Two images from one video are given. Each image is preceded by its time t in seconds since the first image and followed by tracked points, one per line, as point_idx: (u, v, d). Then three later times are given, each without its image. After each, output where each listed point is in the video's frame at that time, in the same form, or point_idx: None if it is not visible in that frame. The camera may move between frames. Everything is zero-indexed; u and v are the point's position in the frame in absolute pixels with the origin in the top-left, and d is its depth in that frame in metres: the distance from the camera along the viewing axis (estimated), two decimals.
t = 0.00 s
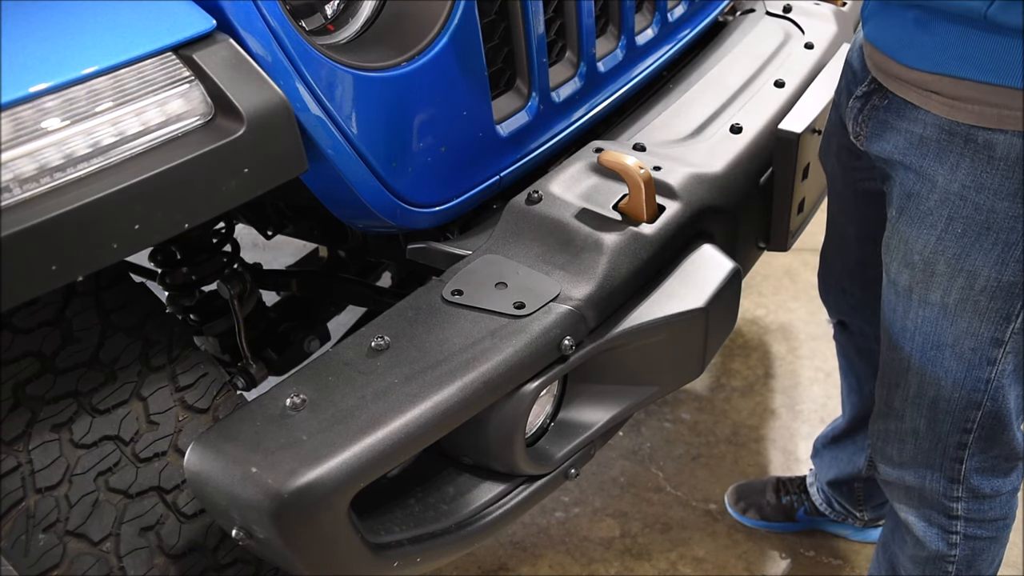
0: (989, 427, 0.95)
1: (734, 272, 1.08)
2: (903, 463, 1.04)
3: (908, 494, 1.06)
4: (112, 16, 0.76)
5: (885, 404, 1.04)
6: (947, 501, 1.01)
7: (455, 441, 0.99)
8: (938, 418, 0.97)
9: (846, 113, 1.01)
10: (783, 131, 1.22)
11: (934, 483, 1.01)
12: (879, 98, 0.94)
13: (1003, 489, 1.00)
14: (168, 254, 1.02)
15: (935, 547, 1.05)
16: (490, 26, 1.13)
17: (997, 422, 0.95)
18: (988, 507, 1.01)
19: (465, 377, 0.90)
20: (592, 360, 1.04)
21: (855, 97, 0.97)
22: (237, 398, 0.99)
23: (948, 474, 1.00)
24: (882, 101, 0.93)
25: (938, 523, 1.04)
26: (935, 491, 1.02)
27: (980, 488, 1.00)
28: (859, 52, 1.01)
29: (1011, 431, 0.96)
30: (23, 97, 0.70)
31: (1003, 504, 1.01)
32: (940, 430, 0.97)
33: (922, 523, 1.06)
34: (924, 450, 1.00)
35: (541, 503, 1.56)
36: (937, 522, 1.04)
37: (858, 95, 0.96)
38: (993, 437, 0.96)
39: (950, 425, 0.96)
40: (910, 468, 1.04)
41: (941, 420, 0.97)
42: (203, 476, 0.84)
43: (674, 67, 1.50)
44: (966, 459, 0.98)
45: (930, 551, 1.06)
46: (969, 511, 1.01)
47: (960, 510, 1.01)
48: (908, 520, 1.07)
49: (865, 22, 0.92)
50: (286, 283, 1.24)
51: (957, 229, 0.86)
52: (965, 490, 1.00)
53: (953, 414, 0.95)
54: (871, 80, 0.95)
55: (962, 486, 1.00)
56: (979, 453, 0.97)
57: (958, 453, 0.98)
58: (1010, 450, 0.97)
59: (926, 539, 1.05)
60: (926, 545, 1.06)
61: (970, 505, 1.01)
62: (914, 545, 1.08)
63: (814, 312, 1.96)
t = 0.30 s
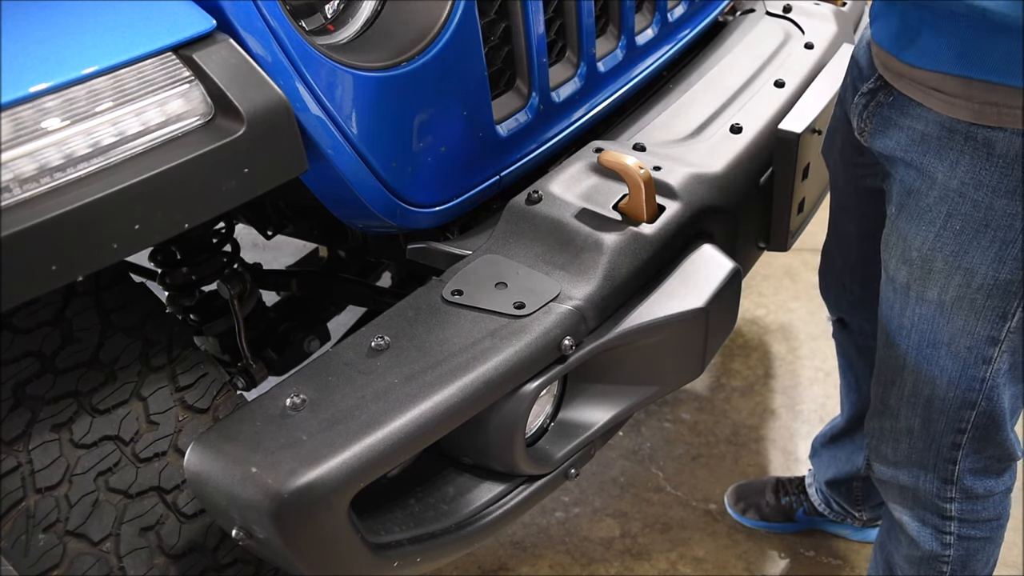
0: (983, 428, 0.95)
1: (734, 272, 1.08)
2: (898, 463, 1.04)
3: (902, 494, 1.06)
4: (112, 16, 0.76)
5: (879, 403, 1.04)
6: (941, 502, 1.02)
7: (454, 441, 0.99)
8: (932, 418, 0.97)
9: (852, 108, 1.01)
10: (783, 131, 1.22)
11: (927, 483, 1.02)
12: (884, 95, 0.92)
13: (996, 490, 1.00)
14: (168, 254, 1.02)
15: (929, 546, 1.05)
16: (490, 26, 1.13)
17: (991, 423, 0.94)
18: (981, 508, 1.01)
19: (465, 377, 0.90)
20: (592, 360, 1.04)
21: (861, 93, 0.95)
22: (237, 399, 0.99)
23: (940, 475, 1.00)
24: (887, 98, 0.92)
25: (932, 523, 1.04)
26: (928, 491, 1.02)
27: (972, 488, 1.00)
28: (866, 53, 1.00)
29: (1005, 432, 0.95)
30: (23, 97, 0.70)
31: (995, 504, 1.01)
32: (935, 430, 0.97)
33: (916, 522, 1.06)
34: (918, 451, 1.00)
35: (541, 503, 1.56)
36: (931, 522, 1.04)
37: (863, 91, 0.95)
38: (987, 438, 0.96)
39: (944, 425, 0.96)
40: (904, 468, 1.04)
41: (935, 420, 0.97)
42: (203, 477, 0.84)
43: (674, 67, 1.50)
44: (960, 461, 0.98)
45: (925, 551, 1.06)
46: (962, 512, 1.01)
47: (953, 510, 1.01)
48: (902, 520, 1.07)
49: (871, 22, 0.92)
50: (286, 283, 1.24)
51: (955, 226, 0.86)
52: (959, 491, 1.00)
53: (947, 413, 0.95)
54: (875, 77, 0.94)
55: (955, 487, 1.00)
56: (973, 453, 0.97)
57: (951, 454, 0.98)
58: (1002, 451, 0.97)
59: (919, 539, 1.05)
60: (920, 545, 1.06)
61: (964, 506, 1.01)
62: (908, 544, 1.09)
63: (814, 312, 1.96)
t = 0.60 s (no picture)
0: (991, 424, 0.95)
1: (734, 272, 1.08)
2: (905, 460, 1.04)
3: (908, 492, 1.06)
4: (112, 16, 0.76)
5: (892, 399, 1.04)
6: (947, 501, 1.01)
7: (454, 441, 0.99)
8: (940, 415, 0.97)
9: (868, 101, 1.00)
10: (783, 131, 1.22)
11: (934, 481, 1.01)
12: (903, 88, 0.93)
13: (1002, 489, 1.00)
14: (168, 254, 1.02)
15: (934, 546, 1.04)
16: (490, 26, 1.13)
17: (1000, 419, 0.95)
18: (988, 507, 1.01)
19: (465, 377, 0.90)
20: (592, 360, 1.04)
21: (878, 86, 0.96)
22: (237, 399, 0.99)
23: (948, 474, 1.00)
24: (905, 91, 0.92)
25: (937, 523, 1.03)
26: (935, 490, 1.02)
27: (979, 487, 0.99)
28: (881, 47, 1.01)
29: (1012, 429, 0.96)
30: (23, 97, 0.70)
31: (1001, 503, 1.01)
32: (942, 427, 0.97)
33: (921, 522, 1.05)
34: (927, 447, 1.00)
35: (540, 503, 1.56)
36: (937, 522, 1.03)
37: (881, 84, 0.95)
38: (994, 436, 0.96)
39: (953, 422, 0.96)
40: (912, 465, 1.03)
41: (943, 417, 0.97)
42: (203, 477, 0.84)
43: (674, 67, 1.50)
44: (969, 457, 0.98)
45: (929, 551, 1.05)
46: (969, 512, 1.01)
47: (960, 510, 1.01)
48: (907, 518, 1.07)
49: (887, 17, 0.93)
50: (286, 283, 1.24)
51: (966, 219, 0.86)
52: (966, 490, 1.00)
53: (956, 410, 0.95)
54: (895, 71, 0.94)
55: (962, 486, 0.99)
56: (980, 452, 0.97)
57: (959, 452, 0.97)
58: (1010, 449, 0.97)
59: (925, 538, 1.05)
60: (924, 544, 1.05)
61: (970, 505, 1.01)
62: (912, 544, 1.08)
63: (814, 312, 1.96)
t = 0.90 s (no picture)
0: (956, 401, 0.91)
1: (734, 272, 1.08)
2: (869, 442, 0.99)
3: (873, 476, 1.00)
4: (112, 16, 0.76)
5: (858, 372, 0.99)
6: (909, 482, 0.96)
7: (454, 441, 0.99)
8: (907, 392, 0.91)
9: (860, 94, 0.98)
10: (783, 131, 1.21)
11: (894, 464, 0.97)
12: (896, 78, 0.90)
13: (962, 464, 0.95)
14: (168, 254, 1.02)
15: (905, 528, 0.99)
16: (490, 26, 1.13)
17: (966, 397, 0.91)
18: (950, 484, 0.96)
19: (465, 377, 0.90)
20: (592, 360, 1.04)
21: (870, 79, 0.94)
22: (237, 398, 0.99)
23: (908, 455, 0.95)
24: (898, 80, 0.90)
25: (903, 504, 0.98)
26: (896, 471, 0.97)
27: (938, 466, 0.94)
28: (864, 39, 1.01)
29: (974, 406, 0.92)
30: (23, 97, 0.70)
31: (964, 479, 0.96)
32: (907, 405, 0.92)
33: (889, 504, 1.00)
34: (889, 428, 0.95)
35: (541, 503, 1.56)
36: (903, 504, 0.98)
37: (874, 75, 0.93)
38: (956, 414, 0.92)
39: (917, 400, 0.91)
40: (875, 448, 0.98)
41: (909, 394, 0.91)
42: (203, 477, 0.84)
43: (674, 67, 1.50)
44: (927, 437, 0.93)
45: (902, 533, 1.00)
46: (932, 491, 0.96)
47: (923, 490, 0.96)
48: (876, 502, 1.02)
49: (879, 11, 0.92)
50: (286, 283, 1.24)
51: (960, 191, 0.83)
52: (926, 470, 0.95)
53: (924, 386, 0.90)
54: (886, 63, 0.93)
55: (922, 466, 0.95)
56: (940, 431, 0.93)
57: (921, 431, 0.92)
58: (968, 426, 0.93)
59: (895, 520, 1.00)
60: (896, 527, 1.00)
61: (932, 484, 0.95)
62: (884, 528, 1.03)
63: (814, 312, 1.96)
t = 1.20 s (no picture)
0: (936, 382, 0.86)
1: (733, 272, 1.08)
2: (846, 420, 0.94)
3: (845, 455, 0.96)
4: (113, 16, 0.76)
5: (841, 346, 0.95)
6: (879, 468, 0.92)
7: (454, 441, 0.99)
8: (890, 364, 0.88)
9: (862, 83, 0.99)
10: (783, 131, 1.20)
11: (869, 444, 0.92)
12: (896, 68, 0.91)
13: (936, 461, 0.91)
14: (168, 254, 1.02)
15: (866, 519, 0.95)
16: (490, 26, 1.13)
17: (947, 380, 0.86)
18: (919, 480, 0.91)
19: (465, 377, 0.90)
20: (591, 360, 1.04)
21: (872, 70, 0.95)
22: (237, 398, 0.99)
23: (884, 437, 0.90)
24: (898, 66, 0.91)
25: (870, 492, 0.94)
26: (868, 453, 0.92)
27: (910, 457, 0.90)
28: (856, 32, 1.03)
29: (955, 394, 0.87)
30: (23, 97, 0.70)
31: (933, 478, 0.92)
32: (888, 378, 0.88)
33: (855, 491, 0.95)
34: (870, 401, 0.91)
35: (541, 503, 1.56)
36: (871, 492, 0.94)
37: (874, 66, 0.95)
38: (936, 401, 0.88)
39: (900, 373, 0.87)
40: (851, 424, 0.94)
41: (892, 367, 0.88)
42: (202, 477, 0.84)
43: (674, 67, 1.50)
44: (905, 420, 0.89)
45: (863, 526, 0.95)
46: (901, 483, 0.91)
47: (891, 480, 0.91)
48: (843, 486, 0.97)
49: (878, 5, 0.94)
50: (286, 283, 1.24)
51: (965, 160, 0.82)
52: (898, 458, 0.90)
53: (905, 359, 0.87)
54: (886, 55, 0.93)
55: (895, 452, 0.90)
56: (919, 417, 0.89)
57: (899, 409, 0.88)
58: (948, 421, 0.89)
59: (858, 509, 0.95)
60: (857, 517, 0.95)
61: (901, 475, 0.91)
62: (844, 520, 0.98)
63: (814, 312, 1.96)
